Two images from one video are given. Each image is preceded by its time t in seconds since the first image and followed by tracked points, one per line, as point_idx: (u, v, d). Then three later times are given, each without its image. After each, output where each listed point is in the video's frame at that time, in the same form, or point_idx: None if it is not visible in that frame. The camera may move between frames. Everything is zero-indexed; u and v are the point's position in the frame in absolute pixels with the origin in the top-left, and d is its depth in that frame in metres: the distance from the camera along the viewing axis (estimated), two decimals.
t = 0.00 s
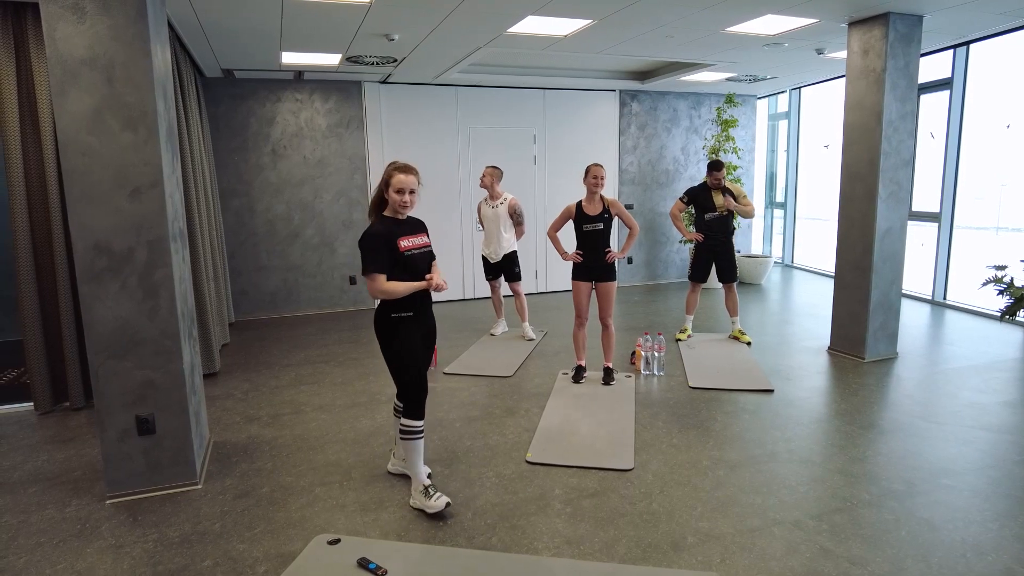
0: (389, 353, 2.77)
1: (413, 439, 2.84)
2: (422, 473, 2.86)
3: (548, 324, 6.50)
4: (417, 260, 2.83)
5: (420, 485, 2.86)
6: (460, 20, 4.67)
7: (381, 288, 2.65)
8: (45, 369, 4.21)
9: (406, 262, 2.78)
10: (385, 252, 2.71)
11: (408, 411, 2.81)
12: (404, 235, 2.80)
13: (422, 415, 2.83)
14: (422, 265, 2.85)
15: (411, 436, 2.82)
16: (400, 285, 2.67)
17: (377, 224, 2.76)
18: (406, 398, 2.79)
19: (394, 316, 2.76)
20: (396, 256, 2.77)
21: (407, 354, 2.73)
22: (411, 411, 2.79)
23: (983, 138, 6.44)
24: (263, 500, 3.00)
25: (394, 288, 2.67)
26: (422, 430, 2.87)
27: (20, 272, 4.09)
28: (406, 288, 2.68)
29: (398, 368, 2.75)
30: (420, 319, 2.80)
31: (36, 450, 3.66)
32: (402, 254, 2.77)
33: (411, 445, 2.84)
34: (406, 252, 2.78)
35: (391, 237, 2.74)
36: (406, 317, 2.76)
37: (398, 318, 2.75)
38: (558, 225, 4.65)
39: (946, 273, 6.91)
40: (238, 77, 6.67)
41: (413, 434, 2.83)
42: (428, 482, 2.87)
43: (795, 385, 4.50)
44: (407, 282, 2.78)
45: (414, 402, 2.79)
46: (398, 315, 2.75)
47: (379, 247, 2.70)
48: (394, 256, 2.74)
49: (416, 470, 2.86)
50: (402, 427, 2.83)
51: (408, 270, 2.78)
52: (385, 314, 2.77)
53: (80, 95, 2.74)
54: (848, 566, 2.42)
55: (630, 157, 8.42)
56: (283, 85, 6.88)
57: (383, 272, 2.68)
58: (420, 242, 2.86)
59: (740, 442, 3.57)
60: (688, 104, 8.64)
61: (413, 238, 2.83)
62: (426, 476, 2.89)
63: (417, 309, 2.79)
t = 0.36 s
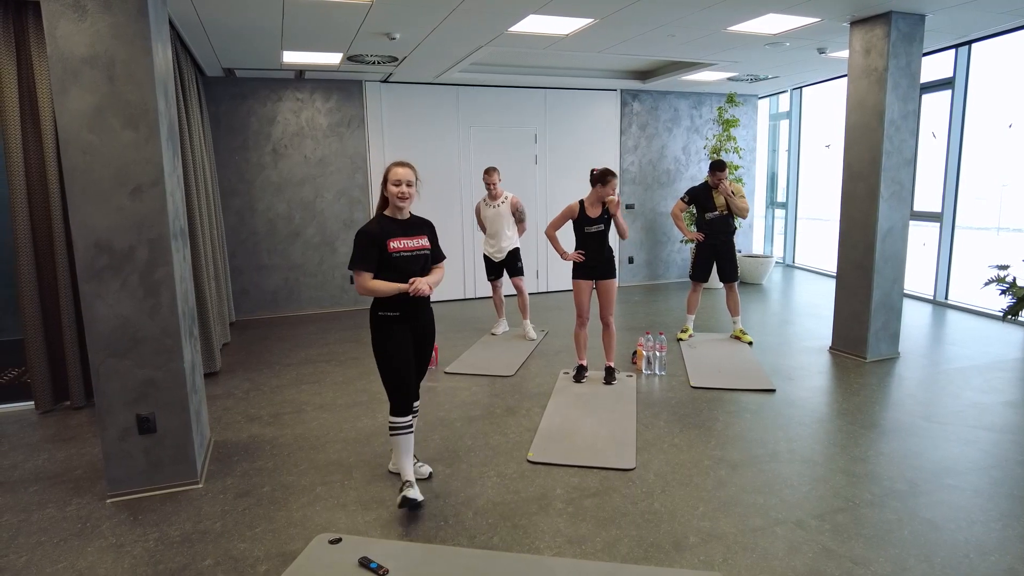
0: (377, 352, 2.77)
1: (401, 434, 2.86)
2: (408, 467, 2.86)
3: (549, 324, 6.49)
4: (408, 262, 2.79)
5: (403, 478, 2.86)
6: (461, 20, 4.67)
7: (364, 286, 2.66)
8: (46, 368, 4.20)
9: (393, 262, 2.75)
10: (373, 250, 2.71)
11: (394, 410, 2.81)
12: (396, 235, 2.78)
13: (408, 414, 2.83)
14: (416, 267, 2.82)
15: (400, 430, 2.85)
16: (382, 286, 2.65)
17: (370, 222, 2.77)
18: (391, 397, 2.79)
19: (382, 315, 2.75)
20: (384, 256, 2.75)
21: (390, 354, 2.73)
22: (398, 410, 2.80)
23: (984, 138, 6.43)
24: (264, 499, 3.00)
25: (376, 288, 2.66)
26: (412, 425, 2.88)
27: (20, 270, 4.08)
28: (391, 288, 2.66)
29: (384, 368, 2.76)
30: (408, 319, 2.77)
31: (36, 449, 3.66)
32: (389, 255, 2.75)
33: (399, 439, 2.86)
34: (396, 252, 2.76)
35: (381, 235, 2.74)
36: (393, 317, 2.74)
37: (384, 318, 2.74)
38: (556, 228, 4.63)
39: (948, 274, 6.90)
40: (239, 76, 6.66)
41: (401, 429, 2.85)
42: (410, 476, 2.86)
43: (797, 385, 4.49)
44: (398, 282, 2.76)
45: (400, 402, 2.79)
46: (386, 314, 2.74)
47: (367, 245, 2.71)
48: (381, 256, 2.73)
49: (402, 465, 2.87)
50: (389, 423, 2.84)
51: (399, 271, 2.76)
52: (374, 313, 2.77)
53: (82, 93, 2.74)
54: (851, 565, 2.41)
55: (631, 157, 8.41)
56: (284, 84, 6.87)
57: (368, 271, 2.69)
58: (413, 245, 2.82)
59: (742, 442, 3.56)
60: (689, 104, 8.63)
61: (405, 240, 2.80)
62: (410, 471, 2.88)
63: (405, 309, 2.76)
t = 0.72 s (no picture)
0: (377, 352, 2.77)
1: (400, 437, 2.83)
2: (404, 474, 2.84)
3: (552, 324, 6.49)
4: (408, 261, 2.78)
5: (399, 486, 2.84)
6: (464, 20, 4.66)
7: (362, 284, 2.66)
8: (49, 368, 4.21)
9: (393, 261, 2.74)
10: (372, 249, 2.72)
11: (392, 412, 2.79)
12: (396, 234, 2.78)
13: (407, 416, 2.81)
14: (417, 266, 2.81)
15: (398, 434, 2.82)
16: (380, 283, 2.65)
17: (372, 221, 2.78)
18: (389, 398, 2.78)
19: (383, 315, 2.75)
20: (384, 254, 2.75)
21: (389, 354, 2.73)
22: (395, 413, 2.78)
23: (988, 139, 6.42)
24: (267, 500, 3.00)
25: (373, 286, 2.65)
26: (410, 428, 2.85)
27: (24, 270, 4.09)
28: (389, 287, 2.66)
29: (383, 369, 2.75)
30: (409, 320, 2.77)
31: (40, 449, 3.66)
32: (389, 253, 2.74)
33: (398, 442, 2.83)
34: (396, 251, 2.75)
35: (382, 234, 2.75)
36: (393, 317, 2.74)
37: (385, 318, 2.74)
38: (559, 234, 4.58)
39: (951, 274, 6.89)
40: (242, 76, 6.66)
41: (399, 433, 2.82)
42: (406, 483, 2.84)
43: (800, 386, 4.48)
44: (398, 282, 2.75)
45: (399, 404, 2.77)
46: (386, 314, 2.74)
47: (366, 244, 2.71)
48: (380, 255, 2.73)
49: (400, 470, 2.85)
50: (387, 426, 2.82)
51: (400, 270, 2.76)
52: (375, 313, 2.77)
53: (86, 94, 2.74)
54: (855, 568, 2.41)
55: (633, 157, 8.41)
56: (287, 84, 6.88)
57: (367, 269, 2.69)
58: (415, 244, 2.81)
59: (745, 443, 3.56)
60: (692, 104, 8.62)
61: (407, 239, 2.79)
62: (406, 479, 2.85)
63: (406, 309, 2.75)
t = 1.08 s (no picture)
0: (382, 353, 2.75)
1: (401, 444, 2.82)
2: (406, 480, 2.83)
3: (554, 325, 6.49)
4: (413, 259, 2.78)
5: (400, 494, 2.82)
6: (466, 20, 4.66)
7: (370, 283, 2.65)
8: (52, 368, 4.22)
9: (399, 259, 2.74)
10: (378, 248, 2.70)
11: (394, 416, 2.78)
12: (401, 233, 2.78)
13: (407, 421, 2.80)
14: (421, 265, 2.81)
15: (399, 441, 2.81)
16: (388, 282, 2.64)
17: (376, 222, 2.76)
18: (391, 400, 2.76)
19: (389, 315, 2.74)
20: (390, 253, 2.74)
21: (394, 356, 2.72)
22: (397, 417, 2.77)
23: (992, 139, 6.40)
24: (269, 500, 3.00)
25: (382, 284, 2.64)
26: (411, 434, 2.85)
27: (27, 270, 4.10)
28: (397, 285, 2.64)
29: (387, 370, 2.74)
30: (415, 321, 2.77)
31: (43, 449, 3.67)
32: (395, 252, 2.74)
33: (399, 450, 2.83)
34: (401, 250, 2.75)
35: (387, 234, 2.74)
36: (400, 318, 2.73)
37: (392, 318, 2.73)
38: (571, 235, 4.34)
39: (954, 275, 6.87)
40: (244, 77, 6.67)
41: (401, 440, 2.81)
42: (408, 491, 2.82)
43: (802, 387, 4.47)
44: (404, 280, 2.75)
45: (401, 407, 2.76)
46: (393, 315, 2.73)
47: (372, 243, 2.70)
48: (387, 253, 2.73)
49: (400, 478, 2.84)
50: (389, 432, 2.81)
51: (405, 269, 2.75)
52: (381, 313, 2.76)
53: (89, 95, 2.75)
54: (857, 570, 2.40)
55: (635, 157, 8.40)
56: (289, 85, 6.89)
57: (373, 268, 2.68)
58: (419, 242, 2.81)
59: (746, 444, 3.56)
60: (694, 104, 8.61)
61: (411, 237, 2.80)
62: (407, 486, 2.84)
63: (412, 309, 2.75)
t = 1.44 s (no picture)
0: (383, 355, 2.74)
1: (393, 449, 2.80)
2: (396, 484, 2.81)
3: (555, 325, 6.49)
4: (415, 260, 2.78)
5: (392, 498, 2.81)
6: (467, 21, 4.66)
7: (372, 285, 2.64)
8: (54, 369, 4.23)
9: (401, 260, 2.74)
10: (380, 250, 2.70)
11: (389, 419, 2.75)
12: (402, 234, 2.78)
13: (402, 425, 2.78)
14: (422, 266, 2.81)
15: (392, 446, 2.79)
16: (390, 284, 2.64)
17: (377, 224, 2.75)
18: (389, 402, 2.74)
19: (391, 318, 2.73)
20: (391, 255, 2.74)
21: (394, 358, 2.71)
22: (392, 419, 2.74)
23: (994, 139, 6.39)
24: (270, 501, 3.00)
25: (384, 286, 2.64)
26: (403, 440, 2.82)
27: (29, 271, 4.11)
28: (399, 287, 2.65)
29: (387, 372, 2.72)
30: (416, 324, 2.76)
31: (44, 450, 3.67)
32: (397, 253, 2.73)
33: (390, 455, 2.80)
34: (403, 251, 2.75)
35: (388, 235, 2.73)
36: (402, 320, 2.73)
37: (393, 320, 2.72)
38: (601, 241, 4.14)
39: (956, 275, 6.86)
40: (245, 77, 6.68)
41: (393, 445, 2.79)
42: (400, 495, 2.81)
43: (803, 387, 4.47)
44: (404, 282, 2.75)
45: (396, 410, 2.74)
46: (394, 317, 2.73)
47: (374, 245, 2.70)
48: (388, 255, 2.72)
49: (389, 482, 2.81)
50: (382, 437, 2.79)
51: (406, 270, 2.76)
52: (381, 315, 2.75)
53: (91, 95, 2.75)
54: (858, 571, 2.40)
55: (637, 158, 8.40)
56: (290, 86, 6.89)
57: (374, 270, 2.67)
58: (420, 243, 2.82)
59: (747, 444, 3.56)
60: (695, 105, 8.60)
61: (412, 238, 2.80)
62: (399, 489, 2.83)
63: (414, 311, 2.75)
